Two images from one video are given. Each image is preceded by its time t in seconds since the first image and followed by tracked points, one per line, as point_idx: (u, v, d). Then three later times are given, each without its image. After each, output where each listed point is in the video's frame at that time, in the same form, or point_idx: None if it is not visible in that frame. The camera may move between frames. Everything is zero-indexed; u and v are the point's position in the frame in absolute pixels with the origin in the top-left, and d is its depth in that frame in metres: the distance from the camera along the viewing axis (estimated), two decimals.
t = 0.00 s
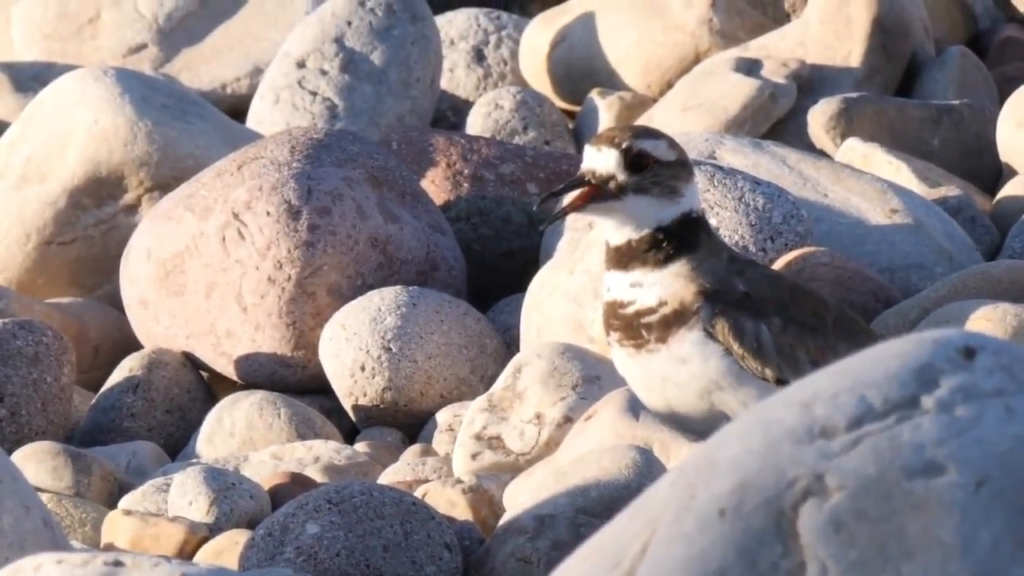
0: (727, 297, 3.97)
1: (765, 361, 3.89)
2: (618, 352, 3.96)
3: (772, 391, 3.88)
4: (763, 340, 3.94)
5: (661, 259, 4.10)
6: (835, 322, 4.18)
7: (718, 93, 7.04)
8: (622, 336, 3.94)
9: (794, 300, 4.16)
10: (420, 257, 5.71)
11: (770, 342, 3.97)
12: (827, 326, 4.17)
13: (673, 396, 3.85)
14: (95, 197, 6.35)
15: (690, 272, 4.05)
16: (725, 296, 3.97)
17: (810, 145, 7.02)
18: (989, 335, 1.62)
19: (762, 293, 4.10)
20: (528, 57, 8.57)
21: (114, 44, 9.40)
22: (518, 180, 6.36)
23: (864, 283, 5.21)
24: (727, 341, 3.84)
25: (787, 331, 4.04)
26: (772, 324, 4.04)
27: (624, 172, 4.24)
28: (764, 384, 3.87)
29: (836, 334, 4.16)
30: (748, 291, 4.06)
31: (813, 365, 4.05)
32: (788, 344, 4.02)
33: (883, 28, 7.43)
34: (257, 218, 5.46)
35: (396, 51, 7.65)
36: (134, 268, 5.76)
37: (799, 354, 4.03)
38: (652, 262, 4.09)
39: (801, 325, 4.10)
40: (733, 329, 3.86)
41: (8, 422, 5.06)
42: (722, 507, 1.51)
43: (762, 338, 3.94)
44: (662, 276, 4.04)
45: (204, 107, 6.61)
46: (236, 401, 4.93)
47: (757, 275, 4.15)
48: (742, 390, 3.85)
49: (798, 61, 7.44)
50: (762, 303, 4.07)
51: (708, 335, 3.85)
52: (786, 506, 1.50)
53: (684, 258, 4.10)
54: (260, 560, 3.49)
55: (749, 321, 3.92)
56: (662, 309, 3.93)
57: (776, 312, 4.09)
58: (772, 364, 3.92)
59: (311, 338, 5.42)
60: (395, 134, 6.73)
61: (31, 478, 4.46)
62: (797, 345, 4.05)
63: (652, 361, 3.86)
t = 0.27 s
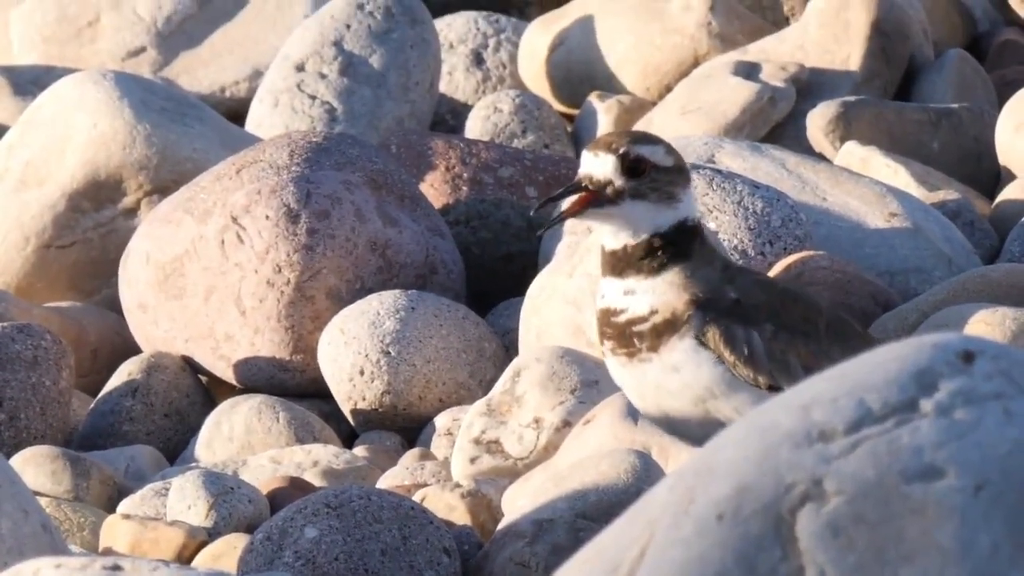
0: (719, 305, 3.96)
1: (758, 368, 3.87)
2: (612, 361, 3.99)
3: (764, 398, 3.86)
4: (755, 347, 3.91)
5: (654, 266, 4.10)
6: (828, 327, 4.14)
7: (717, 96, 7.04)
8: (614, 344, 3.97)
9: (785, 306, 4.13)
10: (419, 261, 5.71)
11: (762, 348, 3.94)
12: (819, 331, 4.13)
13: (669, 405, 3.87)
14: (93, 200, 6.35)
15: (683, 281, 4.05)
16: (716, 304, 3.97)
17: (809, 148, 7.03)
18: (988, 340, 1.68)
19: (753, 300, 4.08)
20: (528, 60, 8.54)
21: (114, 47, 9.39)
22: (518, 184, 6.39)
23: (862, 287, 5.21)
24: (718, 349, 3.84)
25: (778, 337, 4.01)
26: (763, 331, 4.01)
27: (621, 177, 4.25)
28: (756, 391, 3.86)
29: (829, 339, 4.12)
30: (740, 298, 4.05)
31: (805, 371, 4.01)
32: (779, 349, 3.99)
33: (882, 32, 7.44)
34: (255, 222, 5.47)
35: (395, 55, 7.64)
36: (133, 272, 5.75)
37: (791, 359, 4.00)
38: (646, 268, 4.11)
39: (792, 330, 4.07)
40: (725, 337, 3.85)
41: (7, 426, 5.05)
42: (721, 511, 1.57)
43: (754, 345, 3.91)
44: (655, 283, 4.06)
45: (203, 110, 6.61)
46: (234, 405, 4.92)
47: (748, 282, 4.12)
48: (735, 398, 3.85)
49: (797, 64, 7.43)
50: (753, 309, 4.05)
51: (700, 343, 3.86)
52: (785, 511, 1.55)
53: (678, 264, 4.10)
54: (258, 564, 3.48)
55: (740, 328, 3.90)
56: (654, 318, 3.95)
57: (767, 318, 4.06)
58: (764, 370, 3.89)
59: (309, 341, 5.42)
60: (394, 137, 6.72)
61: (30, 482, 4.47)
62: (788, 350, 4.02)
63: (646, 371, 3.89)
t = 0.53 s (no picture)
0: (702, 323, 3.95)
1: (746, 383, 3.86)
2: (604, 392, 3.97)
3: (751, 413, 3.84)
4: (740, 360, 3.90)
5: (628, 293, 4.10)
6: (817, 336, 4.10)
7: (714, 99, 7.04)
8: (603, 377, 3.94)
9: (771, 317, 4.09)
10: (415, 264, 5.71)
11: (748, 362, 3.92)
12: (809, 340, 4.09)
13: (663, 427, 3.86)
14: (91, 203, 6.36)
15: (659, 302, 4.05)
16: (697, 320, 3.95)
17: (805, 151, 7.04)
18: (984, 343, 1.69)
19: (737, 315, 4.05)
20: (525, 63, 8.55)
21: (110, 50, 9.39)
22: (515, 187, 6.40)
23: (859, 289, 5.21)
24: (704, 366, 3.83)
25: (764, 350, 3.98)
26: (750, 344, 3.98)
27: (568, 212, 4.35)
28: (744, 406, 3.84)
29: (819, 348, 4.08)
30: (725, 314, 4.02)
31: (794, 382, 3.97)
32: (766, 361, 3.96)
33: (878, 35, 7.45)
34: (252, 225, 5.47)
35: (392, 58, 7.66)
36: (129, 275, 5.75)
37: (778, 370, 3.96)
38: (615, 300, 4.10)
39: (780, 341, 4.03)
40: (710, 354, 3.85)
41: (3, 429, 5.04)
42: (719, 513, 1.57)
43: (739, 359, 3.90)
44: (633, 312, 4.04)
45: (199, 113, 6.61)
46: (231, 408, 4.92)
47: (733, 295, 4.09)
48: (724, 414, 3.83)
49: (794, 66, 7.42)
50: (737, 322, 4.02)
51: (685, 361, 3.84)
52: (783, 513, 1.56)
53: (654, 288, 4.10)
54: (255, 567, 3.49)
55: (725, 343, 3.89)
56: (636, 346, 3.93)
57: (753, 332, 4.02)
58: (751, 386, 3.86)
59: (306, 344, 5.42)
60: (390, 140, 6.72)
61: (27, 484, 4.46)
62: (776, 362, 3.98)
63: (634, 396, 3.87)
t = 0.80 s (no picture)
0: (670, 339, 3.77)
1: (717, 401, 3.67)
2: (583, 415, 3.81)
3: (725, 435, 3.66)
4: (711, 378, 3.70)
5: (591, 316, 3.94)
6: (791, 355, 3.88)
7: (712, 104, 7.07)
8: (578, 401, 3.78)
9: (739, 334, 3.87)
10: (413, 268, 5.72)
11: (718, 380, 3.72)
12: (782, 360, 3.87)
13: (646, 446, 3.69)
14: (88, 207, 6.35)
15: (624, 319, 3.87)
16: (666, 336, 3.77)
17: (803, 156, 7.04)
18: (983, 346, 1.66)
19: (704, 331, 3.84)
20: (522, 67, 8.54)
21: (108, 53, 9.39)
22: (511, 192, 6.38)
23: (857, 293, 5.20)
24: (674, 385, 3.66)
25: (736, 369, 3.77)
26: (720, 363, 3.77)
27: (519, 239, 4.27)
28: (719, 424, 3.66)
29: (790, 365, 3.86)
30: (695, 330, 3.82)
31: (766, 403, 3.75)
32: (736, 381, 3.75)
33: (876, 39, 7.45)
34: (250, 228, 5.46)
35: (390, 62, 7.68)
36: (127, 278, 5.75)
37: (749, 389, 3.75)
38: (578, 323, 3.94)
39: (751, 361, 3.82)
40: (680, 371, 3.67)
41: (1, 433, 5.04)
42: (715, 517, 1.55)
43: (710, 376, 3.70)
44: (600, 333, 3.86)
45: (197, 116, 6.61)
46: (228, 412, 4.93)
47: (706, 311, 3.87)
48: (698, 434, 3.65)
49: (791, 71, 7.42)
50: (707, 339, 3.81)
51: (656, 379, 3.67)
52: (779, 517, 1.54)
53: (618, 304, 3.93)
54: (252, 571, 3.48)
55: (696, 360, 3.70)
56: (606, 366, 3.76)
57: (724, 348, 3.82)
58: (724, 405, 3.67)
59: (303, 348, 5.42)
60: (388, 145, 6.72)
61: (24, 488, 4.46)
62: (746, 381, 3.77)
63: (609, 417, 3.71)
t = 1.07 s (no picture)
0: (612, 358, 3.62)
1: (655, 419, 3.51)
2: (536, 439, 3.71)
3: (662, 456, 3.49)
4: (649, 397, 3.53)
5: (539, 338, 3.84)
6: (734, 373, 3.65)
7: (710, 106, 7.08)
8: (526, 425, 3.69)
9: (682, 354, 3.67)
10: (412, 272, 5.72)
11: (656, 399, 3.53)
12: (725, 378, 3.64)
13: (595, 467, 3.57)
14: (88, 212, 6.35)
15: (570, 341, 3.76)
16: (607, 357, 3.63)
17: (802, 160, 7.05)
18: (981, 352, 1.73)
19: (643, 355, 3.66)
20: (522, 73, 8.56)
21: (107, 58, 9.39)
22: (511, 196, 6.41)
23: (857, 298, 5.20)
24: (611, 405, 3.52)
25: (674, 387, 3.57)
26: (659, 382, 3.58)
27: (478, 259, 4.15)
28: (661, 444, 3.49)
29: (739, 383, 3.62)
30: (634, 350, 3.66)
31: (704, 424, 3.53)
32: (674, 399, 3.54)
33: (875, 45, 7.46)
34: (249, 232, 5.47)
35: (390, 66, 7.68)
36: (126, 283, 5.75)
37: (688, 407, 3.55)
38: (526, 346, 3.86)
39: (690, 380, 3.61)
40: (616, 390, 3.53)
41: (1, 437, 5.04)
42: (715, 521, 1.61)
43: (648, 397, 3.53)
44: (546, 356, 3.76)
45: (197, 121, 6.61)
46: (228, 416, 4.93)
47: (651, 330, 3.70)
48: (637, 455, 3.50)
49: (790, 75, 7.43)
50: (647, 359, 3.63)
51: (593, 401, 3.54)
52: (780, 521, 1.60)
53: (564, 326, 3.83)
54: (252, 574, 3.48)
55: (634, 379, 3.55)
56: (545, 390, 3.65)
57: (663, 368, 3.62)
58: (658, 423, 3.50)
59: (303, 352, 5.42)
60: (387, 149, 6.73)
61: (24, 492, 4.46)
62: (685, 400, 3.56)
63: (554, 438, 3.59)
